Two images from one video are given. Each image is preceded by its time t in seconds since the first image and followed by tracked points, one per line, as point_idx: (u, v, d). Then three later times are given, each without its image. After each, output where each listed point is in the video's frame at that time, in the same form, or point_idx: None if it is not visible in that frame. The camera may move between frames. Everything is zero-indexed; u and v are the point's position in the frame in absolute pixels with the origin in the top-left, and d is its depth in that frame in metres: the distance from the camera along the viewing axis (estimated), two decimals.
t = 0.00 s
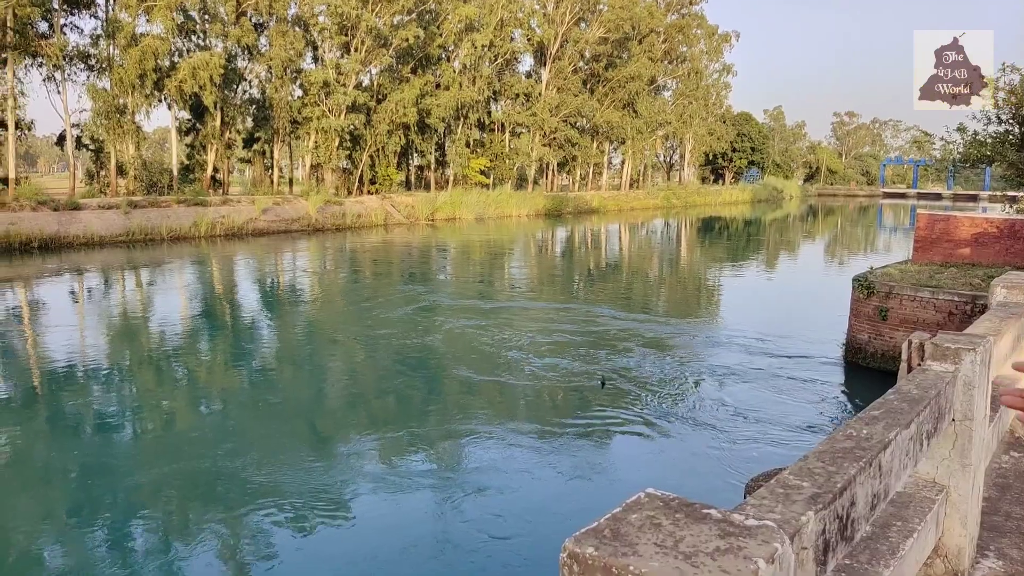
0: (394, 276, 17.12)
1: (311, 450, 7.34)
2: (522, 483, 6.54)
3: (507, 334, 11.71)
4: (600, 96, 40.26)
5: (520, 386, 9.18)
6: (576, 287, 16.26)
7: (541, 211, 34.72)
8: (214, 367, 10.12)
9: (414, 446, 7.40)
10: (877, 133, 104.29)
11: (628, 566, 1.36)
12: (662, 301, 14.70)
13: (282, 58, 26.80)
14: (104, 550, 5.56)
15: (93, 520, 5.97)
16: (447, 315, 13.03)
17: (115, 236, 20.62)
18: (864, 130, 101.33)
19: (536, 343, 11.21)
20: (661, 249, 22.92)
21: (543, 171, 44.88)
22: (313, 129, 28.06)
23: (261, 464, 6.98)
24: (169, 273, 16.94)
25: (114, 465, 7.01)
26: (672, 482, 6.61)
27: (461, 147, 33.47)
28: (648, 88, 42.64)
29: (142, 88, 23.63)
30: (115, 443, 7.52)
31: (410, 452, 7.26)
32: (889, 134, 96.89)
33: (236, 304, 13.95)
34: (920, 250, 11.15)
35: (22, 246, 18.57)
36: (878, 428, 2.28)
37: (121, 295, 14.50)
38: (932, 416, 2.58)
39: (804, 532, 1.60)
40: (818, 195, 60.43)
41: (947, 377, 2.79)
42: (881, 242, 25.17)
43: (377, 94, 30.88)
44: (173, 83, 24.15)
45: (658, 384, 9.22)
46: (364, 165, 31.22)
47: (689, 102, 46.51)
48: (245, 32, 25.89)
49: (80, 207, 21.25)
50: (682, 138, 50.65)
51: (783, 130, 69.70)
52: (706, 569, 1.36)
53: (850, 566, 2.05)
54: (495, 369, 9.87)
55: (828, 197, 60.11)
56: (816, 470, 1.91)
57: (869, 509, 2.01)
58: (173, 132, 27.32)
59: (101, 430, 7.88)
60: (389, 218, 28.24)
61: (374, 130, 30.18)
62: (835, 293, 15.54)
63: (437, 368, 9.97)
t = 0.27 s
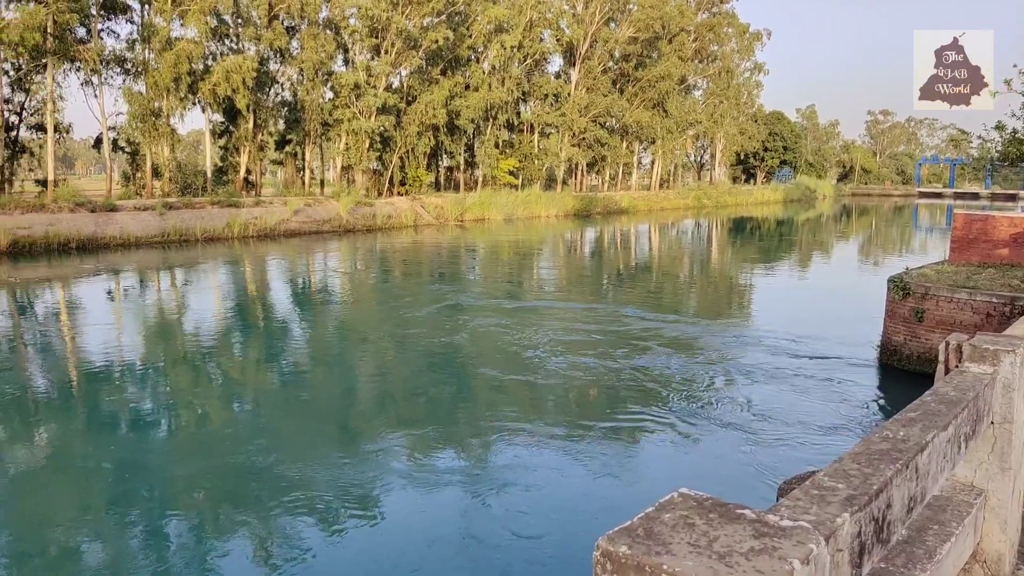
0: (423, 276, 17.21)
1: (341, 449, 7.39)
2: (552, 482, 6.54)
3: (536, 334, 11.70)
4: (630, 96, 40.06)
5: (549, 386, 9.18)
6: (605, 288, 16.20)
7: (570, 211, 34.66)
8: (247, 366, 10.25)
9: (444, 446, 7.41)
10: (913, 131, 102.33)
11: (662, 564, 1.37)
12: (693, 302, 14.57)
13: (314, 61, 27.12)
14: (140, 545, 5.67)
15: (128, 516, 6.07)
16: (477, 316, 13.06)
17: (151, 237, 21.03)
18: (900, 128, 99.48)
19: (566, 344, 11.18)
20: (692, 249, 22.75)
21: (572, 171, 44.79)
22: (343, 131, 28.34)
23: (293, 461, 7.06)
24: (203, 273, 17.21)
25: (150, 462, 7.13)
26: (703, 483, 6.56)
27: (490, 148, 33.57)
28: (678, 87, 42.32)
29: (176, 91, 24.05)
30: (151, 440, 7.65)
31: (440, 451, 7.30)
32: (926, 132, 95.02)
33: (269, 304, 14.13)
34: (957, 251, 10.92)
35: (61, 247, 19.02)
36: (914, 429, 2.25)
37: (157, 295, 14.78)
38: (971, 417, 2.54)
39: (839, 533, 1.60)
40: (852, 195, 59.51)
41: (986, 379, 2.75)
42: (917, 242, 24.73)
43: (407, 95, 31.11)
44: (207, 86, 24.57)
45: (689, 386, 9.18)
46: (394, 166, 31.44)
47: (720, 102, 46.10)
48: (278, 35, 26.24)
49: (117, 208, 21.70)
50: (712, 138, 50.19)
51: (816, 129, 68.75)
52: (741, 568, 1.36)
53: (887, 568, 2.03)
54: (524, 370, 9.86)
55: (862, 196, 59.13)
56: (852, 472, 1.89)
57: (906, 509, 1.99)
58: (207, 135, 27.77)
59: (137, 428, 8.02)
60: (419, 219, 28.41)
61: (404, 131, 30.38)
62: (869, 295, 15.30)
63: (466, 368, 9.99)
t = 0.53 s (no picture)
0: (462, 274, 17.30)
1: (379, 444, 7.46)
2: (592, 481, 6.51)
3: (574, 332, 11.67)
4: (669, 92, 39.69)
5: (586, 384, 9.14)
6: (644, 286, 16.09)
7: (608, 209, 34.50)
8: (288, 362, 10.40)
9: (480, 443, 7.43)
10: (962, 127, 99.49)
11: (700, 563, 1.38)
12: (733, 300, 14.40)
13: (353, 60, 27.43)
14: (184, 536, 5.77)
15: (173, 508, 6.20)
16: (515, 313, 13.07)
17: (195, 234, 21.50)
18: (949, 124, 96.84)
19: (604, 342, 11.12)
20: (732, 247, 22.47)
21: (610, 168, 44.55)
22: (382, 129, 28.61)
23: (333, 456, 7.15)
24: (246, 270, 17.52)
25: (194, 455, 7.28)
26: (742, 482, 6.47)
27: (528, 145, 33.60)
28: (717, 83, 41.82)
29: (220, 91, 24.51)
30: (194, 434, 7.81)
31: (477, 447, 7.33)
32: (976, 127, 92.35)
33: (309, 301, 14.34)
34: (1007, 248, 10.61)
35: (109, 245, 19.56)
36: (959, 431, 2.20)
37: (202, 291, 15.12)
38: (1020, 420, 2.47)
39: (882, 534, 1.57)
40: (898, 192, 58.14)
41: None
42: (965, 240, 24.08)
43: (445, 94, 31.29)
44: (249, 86, 25.03)
45: (730, 383, 9.12)
46: (432, 165, 31.64)
47: (761, 97, 45.41)
48: (318, 35, 26.62)
49: (163, 207, 22.23)
50: (753, 134, 49.45)
51: (860, 125, 67.32)
52: (781, 568, 1.37)
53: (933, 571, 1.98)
54: (562, 368, 9.84)
55: (908, 193, 57.75)
56: (895, 473, 1.86)
57: (951, 511, 1.96)
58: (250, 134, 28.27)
59: (182, 422, 8.20)
60: (457, 216, 28.56)
61: (442, 129, 30.55)
62: (916, 294, 14.94)
63: (503, 366, 9.99)
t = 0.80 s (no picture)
0: (521, 273, 17.35)
1: (439, 440, 7.55)
2: (652, 481, 6.47)
3: (634, 332, 11.58)
4: (731, 89, 38.96)
5: (645, 385, 9.06)
6: (705, 287, 15.85)
7: (668, 208, 34.07)
8: (351, 359, 10.62)
9: (538, 440, 7.45)
10: None
11: (760, 567, 1.50)
12: (797, 301, 14.05)
13: (414, 61, 27.82)
14: (251, 527, 5.93)
15: (240, 499, 6.40)
16: (573, 313, 13.04)
17: (262, 233, 22.13)
18: None
19: (663, 343, 10.99)
20: (796, 247, 21.94)
21: (670, 166, 43.98)
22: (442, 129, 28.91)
23: (393, 452, 7.26)
24: (310, 269, 17.96)
25: (261, 448, 7.50)
26: (805, 485, 6.33)
27: (587, 144, 33.48)
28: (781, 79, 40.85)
29: (284, 93, 25.14)
30: (261, 428, 8.04)
31: (535, 444, 7.34)
32: None
33: (371, 299, 14.60)
34: None
35: (179, 243, 20.32)
36: None
37: (268, 289, 15.57)
38: None
39: (952, 545, 1.60)
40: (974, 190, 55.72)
41: None
42: None
43: (504, 93, 31.44)
44: (312, 88, 25.64)
45: (796, 385, 8.92)
46: (491, 164, 31.81)
47: (827, 93, 44.15)
48: (379, 37, 27.17)
49: (231, 206, 22.95)
50: (819, 131, 48.11)
51: (933, 121, 64.81)
52: None
53: None
54: (621, 368, 9.77)
55: (985, 191, 55.30)
56: (967, 480, 1.84)
57: None
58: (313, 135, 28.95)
59: (249, 415, 8.46)
60: (515, 216, 28.66)
61: (501, 129, 30.69)
62: (992, 296, 14.32)
63: (561, 365, 9.98)
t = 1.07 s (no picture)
0: (594, 273, 17.28)
1: (509, 437, 7.62)
2: (725, 482, 6.36)
3: (708, 334, 11.39)
4: (813, 84, 37.73)
5: (719, 387, 8.90)
6: (783, 288, 15.44)
7: (745, 207, 33.26)
8: (424, 356, 10.81)
9: (606, 440, 7.41)
10: None
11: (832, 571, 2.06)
12: (881, 303, 13.53)
13: (488, 62, 28.06)
14: (326, 521, 6.09)
15: (317, 491, 6.60)
16: (646, 313, 12.92)
17: (340, 233, 22.74)
18: None
19: (738, 345, 10.76)
20: (881, 247, 21.08)
21: (748, 164, 42.91)
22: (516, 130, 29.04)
23: (464, 449, 7.35)
24: (386, 268, 18.35)
25: (336, 442, 7.73)
26: (885, 491, 6.10)
27: (662, 143, 33.04)
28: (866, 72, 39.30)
29: (363, 97, 25.74)
30: (336, 422, 8.29)
31: (605, 444, 7.30)
32: None
33: (444, 298, 14.81)
34: None
35: (262, 243, 21.11)
36: None
37: (345, 287, 15.99)
38: None
39: None
40: None
41: None
42: None
43: (578, 92, 31.36)
44: (389, 91, 26.21)
45: (878, 390, 8.58)
46: (564, 164, 31.77)
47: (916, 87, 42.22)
48: (454, 40, 27.46)
49: (311, 208, 23.65)
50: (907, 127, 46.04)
51: None
52: None
53: None
54: (694, 370, 9.62)
55: None
56: None
57: None
58: (390, 137, 29.56)
59: (326, 410, 8.73)
60: (588, 215, 28.55)
61: (575, 128, 30.59)
62: None
63: (631, 366, 9.89)
